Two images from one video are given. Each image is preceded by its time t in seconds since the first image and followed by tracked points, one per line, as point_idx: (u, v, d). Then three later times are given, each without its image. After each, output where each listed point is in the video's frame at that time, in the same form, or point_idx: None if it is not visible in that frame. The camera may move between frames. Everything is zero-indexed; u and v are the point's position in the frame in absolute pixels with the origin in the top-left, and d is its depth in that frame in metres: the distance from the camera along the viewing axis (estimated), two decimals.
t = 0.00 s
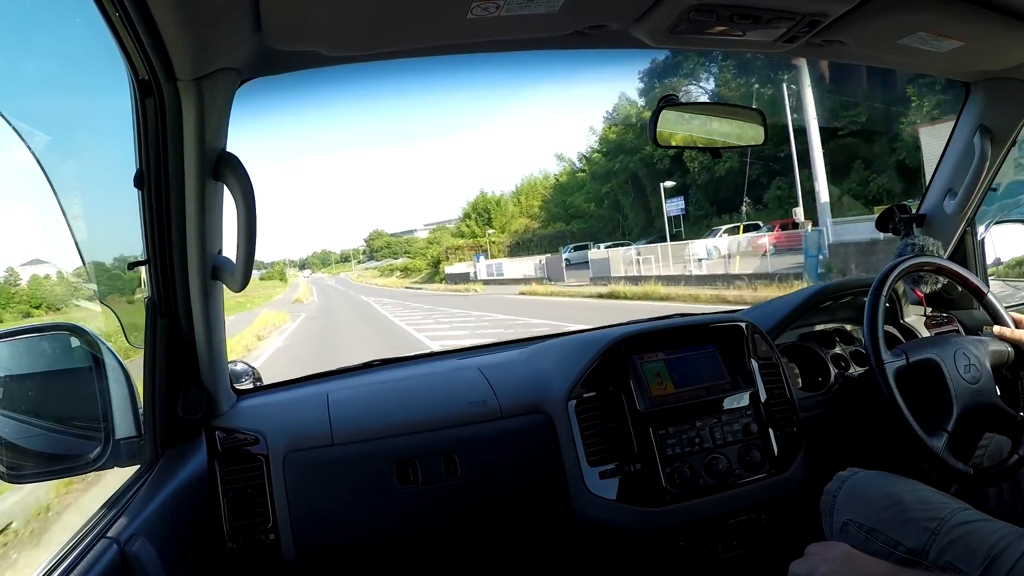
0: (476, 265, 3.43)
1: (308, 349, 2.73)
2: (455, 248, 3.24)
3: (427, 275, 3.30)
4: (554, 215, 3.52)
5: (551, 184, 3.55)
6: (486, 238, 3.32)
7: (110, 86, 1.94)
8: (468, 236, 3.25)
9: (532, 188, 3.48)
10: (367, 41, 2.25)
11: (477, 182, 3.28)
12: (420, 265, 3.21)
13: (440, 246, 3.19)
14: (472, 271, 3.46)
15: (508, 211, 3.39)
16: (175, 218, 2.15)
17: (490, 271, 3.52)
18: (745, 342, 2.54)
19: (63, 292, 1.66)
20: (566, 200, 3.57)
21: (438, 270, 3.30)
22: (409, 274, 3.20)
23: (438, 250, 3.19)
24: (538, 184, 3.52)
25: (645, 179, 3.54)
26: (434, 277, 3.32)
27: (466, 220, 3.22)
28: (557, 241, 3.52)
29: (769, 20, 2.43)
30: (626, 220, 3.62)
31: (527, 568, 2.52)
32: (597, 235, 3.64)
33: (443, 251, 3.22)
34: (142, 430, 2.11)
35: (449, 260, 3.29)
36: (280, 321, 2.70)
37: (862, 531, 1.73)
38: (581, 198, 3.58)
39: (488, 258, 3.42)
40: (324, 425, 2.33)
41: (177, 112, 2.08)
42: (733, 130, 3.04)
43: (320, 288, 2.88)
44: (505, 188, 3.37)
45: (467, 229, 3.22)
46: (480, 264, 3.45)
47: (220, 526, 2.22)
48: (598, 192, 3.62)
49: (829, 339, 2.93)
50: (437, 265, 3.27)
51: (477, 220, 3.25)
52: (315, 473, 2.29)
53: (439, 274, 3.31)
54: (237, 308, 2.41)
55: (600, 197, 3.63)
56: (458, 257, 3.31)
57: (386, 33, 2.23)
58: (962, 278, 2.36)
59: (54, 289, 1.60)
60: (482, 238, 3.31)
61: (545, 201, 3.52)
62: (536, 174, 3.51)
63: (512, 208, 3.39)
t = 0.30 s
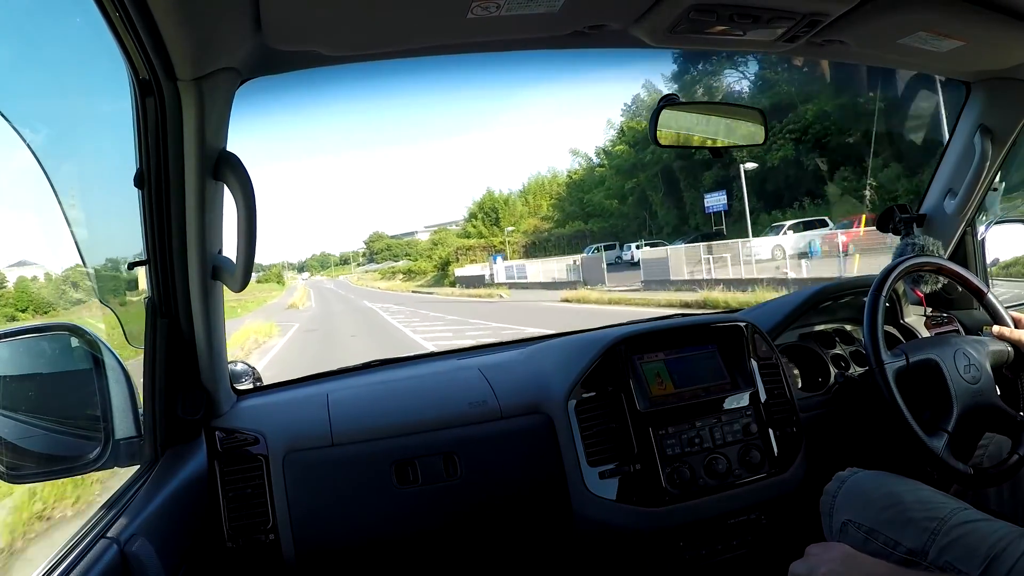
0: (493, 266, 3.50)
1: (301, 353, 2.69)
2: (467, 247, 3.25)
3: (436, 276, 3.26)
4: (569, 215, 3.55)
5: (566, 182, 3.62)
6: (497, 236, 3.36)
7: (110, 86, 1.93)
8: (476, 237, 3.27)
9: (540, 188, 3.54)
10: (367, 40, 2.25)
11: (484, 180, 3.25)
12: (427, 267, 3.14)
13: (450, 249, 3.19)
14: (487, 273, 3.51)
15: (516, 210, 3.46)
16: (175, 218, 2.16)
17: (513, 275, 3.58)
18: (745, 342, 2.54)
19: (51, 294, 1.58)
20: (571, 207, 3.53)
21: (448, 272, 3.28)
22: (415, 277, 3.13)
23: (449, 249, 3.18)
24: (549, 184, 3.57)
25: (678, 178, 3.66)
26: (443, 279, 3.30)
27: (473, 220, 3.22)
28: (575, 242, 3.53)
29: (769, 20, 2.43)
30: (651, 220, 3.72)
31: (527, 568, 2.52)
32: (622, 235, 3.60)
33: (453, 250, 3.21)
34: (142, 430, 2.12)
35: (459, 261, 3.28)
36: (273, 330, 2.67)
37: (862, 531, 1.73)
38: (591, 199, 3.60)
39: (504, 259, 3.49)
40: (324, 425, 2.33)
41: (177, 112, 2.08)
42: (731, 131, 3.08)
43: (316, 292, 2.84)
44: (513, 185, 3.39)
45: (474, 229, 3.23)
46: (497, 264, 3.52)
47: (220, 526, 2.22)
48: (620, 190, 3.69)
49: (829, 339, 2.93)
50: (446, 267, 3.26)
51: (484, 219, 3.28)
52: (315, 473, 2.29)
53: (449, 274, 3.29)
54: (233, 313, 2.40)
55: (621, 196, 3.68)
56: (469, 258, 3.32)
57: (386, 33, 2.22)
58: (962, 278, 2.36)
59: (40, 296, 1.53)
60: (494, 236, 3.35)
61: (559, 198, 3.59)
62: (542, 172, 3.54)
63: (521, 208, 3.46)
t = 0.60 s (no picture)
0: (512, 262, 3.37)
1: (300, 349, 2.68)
2: (480, 241, 3.14)
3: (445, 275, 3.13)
4: (589, 208, 3.29)
5: (581, 174, 3.42)
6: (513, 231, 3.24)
7: (110, 87, 1.93)
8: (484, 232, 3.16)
9: (549, 182, 3.37)
10: (367, 40, 2.25)
11: (491, 174, 3.22)
12: (432, 264, 3.02)
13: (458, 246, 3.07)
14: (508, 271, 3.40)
15: (525, 206, 3.31)
16: (175, 218, 2.15)
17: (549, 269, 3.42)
18: (746, 342, 2.54)
19: (46, 293, 1.56)
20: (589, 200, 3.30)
21: (459, 270, 3.16)
22: (422, 274, 3.03)
23: (460, 242, 3.06)
24: (560, 181, 3.38)
25: (719, 166, 3.46)
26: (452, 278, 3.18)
27: (480, 215, 3.15)
28: (599, 236, 3.34)
29: (769, 20, 2.43)
30: (686, 214, 3.59)
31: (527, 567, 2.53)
32: (652, 230, 3.52)
33: (463, 244, 3.08)
34: (142, 430, 2.12)
35: (470, 258, 3.15)
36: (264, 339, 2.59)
37: (862, 531, 1.73)
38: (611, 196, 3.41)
39: (526, 255, 3.35)
40: (323, 425, 2.33)
41: (177, 111, 2.08)
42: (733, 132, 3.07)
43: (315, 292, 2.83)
44: (520, 179, 3.33)
45: (480, 223, 3.14)
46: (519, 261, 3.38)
47: (220, 526, 2.22)
48: (649, 180, 3.54)
49: (829, 339, 2.93)
50: (456, 264, 3.13)
51: (493, 215, 3.19)
52: (315, 473, 2.29)
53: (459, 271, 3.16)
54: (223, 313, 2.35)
55: (651, 186, 3.56)
56: (482, 254, 3.18)
57: (386, 33, 2.22)
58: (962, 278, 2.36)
59: (22, 292, 1.45)
60: (510, 232, 3.25)
61: (576, 190, 3.37)
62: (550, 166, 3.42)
63: (532, 201, 3.30)
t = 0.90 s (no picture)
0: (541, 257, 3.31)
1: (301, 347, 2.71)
2: (500, 233, 3.15)
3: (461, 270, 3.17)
4: (611, 198, 3.30)
5: (599, 164, 3.36)
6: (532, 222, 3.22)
7: (110, 87, 1.93)
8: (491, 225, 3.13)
9: (559, 174, 3.37)
10: (368, 39, 2.25)
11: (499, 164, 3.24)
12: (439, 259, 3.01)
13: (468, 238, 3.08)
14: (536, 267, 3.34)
15: (537, 197, 3.30)
16: (175, 218, 2.15)
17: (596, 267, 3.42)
18: (746, 342, 2.54)
19: (46, 293, 1.56)
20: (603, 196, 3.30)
21: (474, 266, 3.19)
22: (429, 270, 3.02)
23: (478, 233, 3.10)
24: (571, 172, 3.36)
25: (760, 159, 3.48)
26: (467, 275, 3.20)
27: (488, 208, 3.12)
28: (628, 228, 3.32)
29: (769, 20, 2.43)
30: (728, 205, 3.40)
31: (526, 567, 2.53)
32: (687, 221, 3.41)
33: (477, 237, 3.11)
34: (142, 430, 2.12)
35: (486, 253, 3.18)
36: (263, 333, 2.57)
37: (861, 531, 1.73)
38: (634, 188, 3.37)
39: (558, 248, 3.29)
40: (323, 425, 2.33)
41: (177, 111, 2.08)
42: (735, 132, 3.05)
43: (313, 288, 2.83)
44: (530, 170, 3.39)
45: (486, 215, 3.10)
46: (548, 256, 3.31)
47: (220, 526, 2.22)
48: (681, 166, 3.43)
49: (829, 339, 2.93)
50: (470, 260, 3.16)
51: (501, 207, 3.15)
52: (315, 473, 2.29)
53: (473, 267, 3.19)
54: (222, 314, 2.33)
55: (684, 174, 3.48)
56: (501, 247, 3.18)
57: (385, 33, 2.23)
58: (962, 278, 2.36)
59: (5, 287, 1.38)
60: (525, 225, 3.22)
61: (594, 180, 3.32)
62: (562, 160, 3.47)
63: (544, 192, 3.30)
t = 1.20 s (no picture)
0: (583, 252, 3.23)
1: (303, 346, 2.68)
2: (524, 228, 3.10)
3: (477, 269, 3.15)
4: (642, 189, 3.25)
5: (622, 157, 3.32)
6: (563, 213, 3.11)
7: (110, 87, 1.94)
8: (497, 224, 3.03)
9: (570, 169, 3.30)
10: (367, 40, 2.25)
11: (508, 158, 3.24)
12: (446, 259, 2.93)
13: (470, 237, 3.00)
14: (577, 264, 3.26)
15: (550, 192, 3.15)
16: (175, 219, 2.16)
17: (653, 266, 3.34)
18: (745, 342, 2.54)
19: (47, 294, 1.56)
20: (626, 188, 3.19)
21: (496, 265, 3.20)
22: (444, 270, 2.98)
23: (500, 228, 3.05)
24: (583, 167, 3.30)
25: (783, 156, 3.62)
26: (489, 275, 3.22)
27: (497, 204, 3.03)
28: (667, 220, 3.32)
29: (769, 20, 2.43)
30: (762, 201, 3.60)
31: (526, 567, 2.53)
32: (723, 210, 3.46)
33: (498, 232, 3.07)
34: (142, 430, 2.12)
35: (508, 249, 3.17)
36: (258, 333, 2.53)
37: (862, 531, 1.73)
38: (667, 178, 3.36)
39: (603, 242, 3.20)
40: (323, 425, 2.33)
41: (177, 112, 2.08)
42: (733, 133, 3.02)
43: (311, 290, 2.77)
44: (543, 164, 3.31)
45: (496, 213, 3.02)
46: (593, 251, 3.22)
47: (220, 526, 2.22)
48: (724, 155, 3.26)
49: (829, 339, 2.93)
50: (490, 258, 3.16)
51: (511, 205, 3.05)
52: (315, 473, 2.29)
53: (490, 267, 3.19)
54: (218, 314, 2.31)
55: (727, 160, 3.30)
56: (524, 242, 3.16)
57: (385, 33, 2.23)
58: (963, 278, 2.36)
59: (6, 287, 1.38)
60: (554, 216, 3.12)
61: (616, 172, 3.25)
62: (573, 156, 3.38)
63: (556, 188, 3.16)
